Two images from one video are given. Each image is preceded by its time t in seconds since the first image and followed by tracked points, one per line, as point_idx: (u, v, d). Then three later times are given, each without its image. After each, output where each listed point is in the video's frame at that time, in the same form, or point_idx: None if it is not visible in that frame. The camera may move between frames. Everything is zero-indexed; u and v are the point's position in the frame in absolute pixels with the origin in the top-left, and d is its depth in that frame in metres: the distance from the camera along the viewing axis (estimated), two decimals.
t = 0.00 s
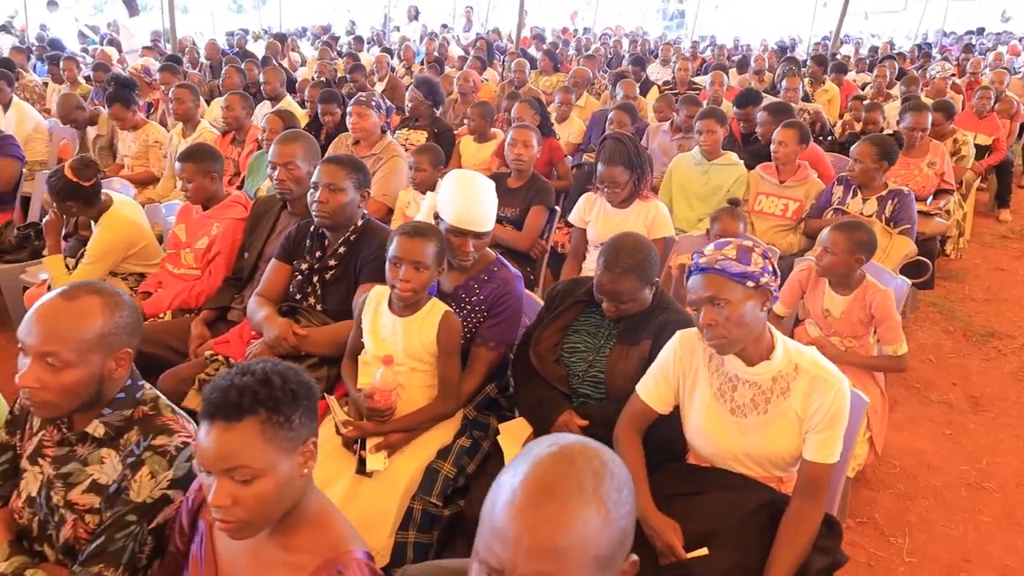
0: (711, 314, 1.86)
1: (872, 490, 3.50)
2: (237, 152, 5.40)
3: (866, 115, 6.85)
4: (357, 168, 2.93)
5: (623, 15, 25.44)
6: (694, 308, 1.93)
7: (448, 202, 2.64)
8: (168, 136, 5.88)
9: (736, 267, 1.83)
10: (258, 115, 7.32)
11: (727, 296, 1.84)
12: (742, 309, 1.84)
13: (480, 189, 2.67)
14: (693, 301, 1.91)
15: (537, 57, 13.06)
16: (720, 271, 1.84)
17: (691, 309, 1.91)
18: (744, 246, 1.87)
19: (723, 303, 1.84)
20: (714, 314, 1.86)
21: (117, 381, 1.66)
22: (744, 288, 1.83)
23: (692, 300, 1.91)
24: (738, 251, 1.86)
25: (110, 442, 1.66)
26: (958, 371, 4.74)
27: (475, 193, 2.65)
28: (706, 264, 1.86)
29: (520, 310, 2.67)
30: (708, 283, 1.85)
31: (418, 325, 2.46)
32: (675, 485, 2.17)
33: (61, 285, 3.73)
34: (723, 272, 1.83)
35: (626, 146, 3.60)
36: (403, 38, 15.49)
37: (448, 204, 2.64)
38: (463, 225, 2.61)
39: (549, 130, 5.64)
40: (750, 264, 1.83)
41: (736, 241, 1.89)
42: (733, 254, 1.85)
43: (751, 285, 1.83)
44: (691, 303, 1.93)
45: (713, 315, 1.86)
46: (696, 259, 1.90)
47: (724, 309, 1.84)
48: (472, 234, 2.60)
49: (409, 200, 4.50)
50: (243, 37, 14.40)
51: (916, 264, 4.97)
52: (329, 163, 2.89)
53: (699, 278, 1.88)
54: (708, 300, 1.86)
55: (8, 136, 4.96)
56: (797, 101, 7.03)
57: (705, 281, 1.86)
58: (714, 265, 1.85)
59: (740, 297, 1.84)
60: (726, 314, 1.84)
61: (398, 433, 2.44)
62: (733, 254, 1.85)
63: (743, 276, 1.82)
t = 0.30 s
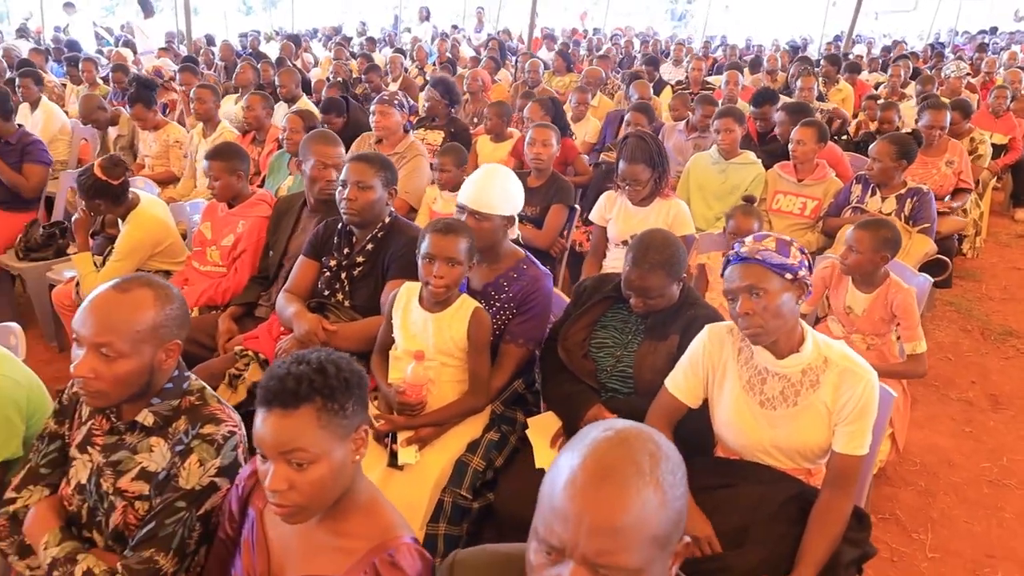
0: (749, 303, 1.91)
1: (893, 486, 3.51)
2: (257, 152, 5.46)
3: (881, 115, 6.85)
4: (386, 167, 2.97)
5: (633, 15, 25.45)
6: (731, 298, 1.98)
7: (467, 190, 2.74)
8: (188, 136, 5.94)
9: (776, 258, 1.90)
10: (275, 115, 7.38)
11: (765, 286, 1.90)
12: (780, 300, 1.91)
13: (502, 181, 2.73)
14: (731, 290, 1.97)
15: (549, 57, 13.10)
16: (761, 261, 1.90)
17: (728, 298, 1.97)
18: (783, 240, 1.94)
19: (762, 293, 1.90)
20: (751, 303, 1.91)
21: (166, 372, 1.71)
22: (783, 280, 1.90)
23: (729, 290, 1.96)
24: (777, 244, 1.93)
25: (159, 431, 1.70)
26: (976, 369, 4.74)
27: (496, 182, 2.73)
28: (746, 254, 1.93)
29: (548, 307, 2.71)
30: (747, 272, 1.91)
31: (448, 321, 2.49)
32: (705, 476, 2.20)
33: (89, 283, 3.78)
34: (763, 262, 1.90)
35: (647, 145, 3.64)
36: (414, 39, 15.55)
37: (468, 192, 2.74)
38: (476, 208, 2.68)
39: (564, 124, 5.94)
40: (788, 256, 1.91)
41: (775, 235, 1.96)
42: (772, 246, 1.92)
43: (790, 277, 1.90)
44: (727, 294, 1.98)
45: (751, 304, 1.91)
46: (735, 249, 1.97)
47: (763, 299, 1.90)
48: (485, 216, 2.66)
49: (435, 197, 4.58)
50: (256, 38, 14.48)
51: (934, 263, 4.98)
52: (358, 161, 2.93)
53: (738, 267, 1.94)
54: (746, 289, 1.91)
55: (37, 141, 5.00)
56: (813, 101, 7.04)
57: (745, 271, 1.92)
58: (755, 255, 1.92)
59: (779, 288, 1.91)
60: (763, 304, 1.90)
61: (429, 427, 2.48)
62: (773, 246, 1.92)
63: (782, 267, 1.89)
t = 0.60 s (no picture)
0: (774, 294, 1.98)
1: (907, 483, 3.53)
2: (271, 152, 5.50)
3: (890, 115, 6.87)
4: (405, 166, 3.01)
5: (638, 15, 25.46)
6: (754, 290, 2.04)
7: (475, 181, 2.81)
8: (201, 137, 5.98)
9: (802, 252, 1.97)
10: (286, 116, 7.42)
11: (791, 278, 1.97)
12: (803, 292, 1.98)
13: (509, 173, 2.76)
14: (755, 282, 2.03)
15: (556, 58, 13.12)
16: (787, 254, 1.97)
17: (752, 289, 2.04)
18: (808, 236, 2.02)
19: (787, 285, 1.97)
20: (775, 294, 1.98)
21: (199, 365, 1.76)
22: (808, 273, 1.97)
23: (753, 281, 2.03)
24: (803, 239, 2.00)
25: (193, 423, 1.73)
26: (987, 367, 4.76)
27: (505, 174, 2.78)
28: (773, 246, 2.00)
29: (564, 304, 2.74)
30: (772, 264, 1.98)
31: (467, 318, 2.52)
32: (724, 469, 2.22)
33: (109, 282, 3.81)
34: (789, 254, 1.97)
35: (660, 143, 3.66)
36: (421, 39, 15.59)
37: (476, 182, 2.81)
38: (476, 195, 2.74)
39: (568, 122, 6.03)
40: (814, 251, 1.98)
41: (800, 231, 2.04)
42: (798, 241, 1.99)
43: (814, 271, 1.97)
44: (751, 285, 2.04)
45: (775, 295, 1.98)
46: (762, 242, 2.04)
47: (787, 290, 1.97)
48: (485, 202, 2.71)
49: (454, 194, 4.66)
50: (263, 40, 14.53)
51: (946, 261, 4.99)
52: (377, 160, 2.96)
53: (764, 259, 2.00)
54: (771, 280, 1.98)
55: (57, 144, 5.04)
56: (822, 101, 7.06)
57: (770, 263, 1.98)
58: (782, 248, 1.99)
59: (803, 280, 1.98)
60: (787, 295, 1.97)
61: (450, 422, 2.51)
62: (799, 241, 1.99)
63: (807, 261, 1.97)
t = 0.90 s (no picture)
0: (788, 291, 2.02)
1: (912, 479, 3.57)
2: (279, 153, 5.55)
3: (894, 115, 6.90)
4: (416, 165, 3.04)
5: (641, 16, 25.47)
6: (767, 287, 2.08)
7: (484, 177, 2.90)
8: (210, 138, 6.03)
9: (817, 250, 2.01)
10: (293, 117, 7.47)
11: (804, 276, 2.00)
12: (816, 290, 2.01)
13: (513, 172, 2.82)
14: (769, 279, 2.07)
15: (561, 58, 13.14)
16: (801, 252, 2.01)
17: (765, 286, 2.07)
18: (822, 235, 2.06)
19: (800, 282, 2.00)
20: (788, 291, 2.02)
21: (220, 360, 1.80)
22: (822, 271, 2.01)
23: (767, 278, 2.06)
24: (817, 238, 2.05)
25: (214, 417, 1.77)
26: (992, 365, 4.78)
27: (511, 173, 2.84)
28: (788, 244, 2.04)
29: (571, 299, 2.77)
30: (786, 261, 2.02)
31: (476, 314, 2.57)
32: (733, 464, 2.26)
33: (124, 282, 3.83)
34: (803, 252, 2.01)
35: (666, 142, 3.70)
36: (425, 40, 15.62)
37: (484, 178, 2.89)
38: (480, 190, 2.82)
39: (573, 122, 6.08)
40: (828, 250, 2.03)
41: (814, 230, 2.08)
42: (813, 239, 2.03)
43: (828, 269, 2.01)
44: (765, 282, 2.08)
45: (788, 292, 2.02)
46: (777, 239, 2.08)
47: (800, 287, 2.01)
48: (486, 197, 2.79)
49: (462, 193, 4.70)
50: (269, 42, 14.56)
51: (951, 260, 5.02)
52: (389, 160, 3.00)
53: (778, 257, 2.04)
54: (784, 277, 2.02)
55: (61, 143, 5.10)
56: (827, 101, 7.08)
57: (785, 260, 2.02)
58: (796, 246, 2.03)
59: (817, 278, 2.01)
60: (799, 292, 2.01)
61: (462, 417, 2.55)
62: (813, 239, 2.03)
63: (821, 260, 2.01)
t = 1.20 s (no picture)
0: (792, 287, 2.09)
1: (912, 473, 3.64)
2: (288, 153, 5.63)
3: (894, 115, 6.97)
4: (427, 166, 3.11)
5: (643, 17, 25.55)
6: (773, 282, 2.15)
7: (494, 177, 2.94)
8: (219, 138, 6.10)
9: (821, 248, 2.09)
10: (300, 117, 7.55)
11: (808, 272, 2.08)
12: (820, 286, 2.09)
13: (520, 174, 2.85)
14: (774, 274, 2.15)
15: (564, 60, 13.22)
16: (806, 249, 2.09)
17: (771, 282, 2.15)
18: (827, 233, 2.14)
19: (804, 278, 2.08)
20: (792, 286, 2.09)
21: (245, 353, 1.87)
22: (825, 268, 2.09)
23: (772, 274, 2.14)
24: (822, 235, 2.12)
25: (239, 407, 1.85)
26: (991, 363, 4.85)
27: (520, 175, 2.87)
28: (794, 241, 2.12)
29: (579, 297, 2.85)
30: (792, 257, 2.10)
31: (484, 310, 2.64)
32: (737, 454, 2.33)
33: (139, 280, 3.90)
34: (808, 249, 2.09)
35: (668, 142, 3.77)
36: (428, 41, 15.71)
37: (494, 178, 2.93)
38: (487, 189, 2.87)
39: (575, 123, 6.17)
40: (832, 247, 2.11)
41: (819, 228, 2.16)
42: (817, 237, 2.11)
43: (831, 266, 2.09)
44: (771, 277, 2.16)
45: (793, 288, 2.09)
46: (783, 236, 2.16)
47: (804, 283, 2.08)
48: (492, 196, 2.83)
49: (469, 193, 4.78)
50: (274, 43, 14.66)
51: (950, 259, 5.09)
52: (401, 160, 3.07)
53: (784, 253, 2.12)
54: (789, 273, 2.10)
55: (52, 141, 5.05)
56: (828, 102, 7.16)
57: (790, 256, 2.10)
58: (801, 243, 2.10)
59: (820, 274, 2.09)
60: (803, 288, 2.08)
61: (472, 410, 2.63)
62: (818, 237, 2.11)
63: (825, 257, 2.09)
